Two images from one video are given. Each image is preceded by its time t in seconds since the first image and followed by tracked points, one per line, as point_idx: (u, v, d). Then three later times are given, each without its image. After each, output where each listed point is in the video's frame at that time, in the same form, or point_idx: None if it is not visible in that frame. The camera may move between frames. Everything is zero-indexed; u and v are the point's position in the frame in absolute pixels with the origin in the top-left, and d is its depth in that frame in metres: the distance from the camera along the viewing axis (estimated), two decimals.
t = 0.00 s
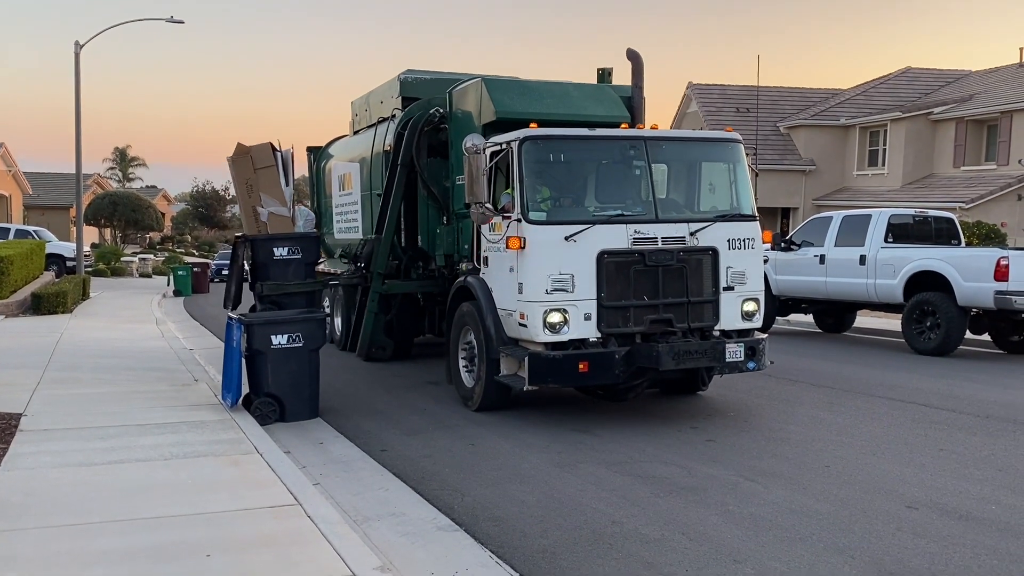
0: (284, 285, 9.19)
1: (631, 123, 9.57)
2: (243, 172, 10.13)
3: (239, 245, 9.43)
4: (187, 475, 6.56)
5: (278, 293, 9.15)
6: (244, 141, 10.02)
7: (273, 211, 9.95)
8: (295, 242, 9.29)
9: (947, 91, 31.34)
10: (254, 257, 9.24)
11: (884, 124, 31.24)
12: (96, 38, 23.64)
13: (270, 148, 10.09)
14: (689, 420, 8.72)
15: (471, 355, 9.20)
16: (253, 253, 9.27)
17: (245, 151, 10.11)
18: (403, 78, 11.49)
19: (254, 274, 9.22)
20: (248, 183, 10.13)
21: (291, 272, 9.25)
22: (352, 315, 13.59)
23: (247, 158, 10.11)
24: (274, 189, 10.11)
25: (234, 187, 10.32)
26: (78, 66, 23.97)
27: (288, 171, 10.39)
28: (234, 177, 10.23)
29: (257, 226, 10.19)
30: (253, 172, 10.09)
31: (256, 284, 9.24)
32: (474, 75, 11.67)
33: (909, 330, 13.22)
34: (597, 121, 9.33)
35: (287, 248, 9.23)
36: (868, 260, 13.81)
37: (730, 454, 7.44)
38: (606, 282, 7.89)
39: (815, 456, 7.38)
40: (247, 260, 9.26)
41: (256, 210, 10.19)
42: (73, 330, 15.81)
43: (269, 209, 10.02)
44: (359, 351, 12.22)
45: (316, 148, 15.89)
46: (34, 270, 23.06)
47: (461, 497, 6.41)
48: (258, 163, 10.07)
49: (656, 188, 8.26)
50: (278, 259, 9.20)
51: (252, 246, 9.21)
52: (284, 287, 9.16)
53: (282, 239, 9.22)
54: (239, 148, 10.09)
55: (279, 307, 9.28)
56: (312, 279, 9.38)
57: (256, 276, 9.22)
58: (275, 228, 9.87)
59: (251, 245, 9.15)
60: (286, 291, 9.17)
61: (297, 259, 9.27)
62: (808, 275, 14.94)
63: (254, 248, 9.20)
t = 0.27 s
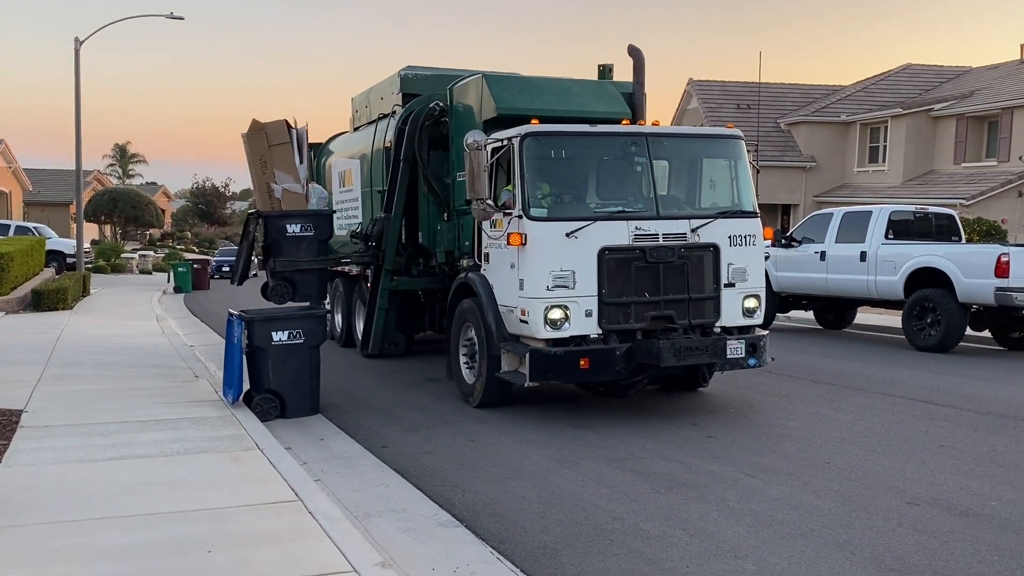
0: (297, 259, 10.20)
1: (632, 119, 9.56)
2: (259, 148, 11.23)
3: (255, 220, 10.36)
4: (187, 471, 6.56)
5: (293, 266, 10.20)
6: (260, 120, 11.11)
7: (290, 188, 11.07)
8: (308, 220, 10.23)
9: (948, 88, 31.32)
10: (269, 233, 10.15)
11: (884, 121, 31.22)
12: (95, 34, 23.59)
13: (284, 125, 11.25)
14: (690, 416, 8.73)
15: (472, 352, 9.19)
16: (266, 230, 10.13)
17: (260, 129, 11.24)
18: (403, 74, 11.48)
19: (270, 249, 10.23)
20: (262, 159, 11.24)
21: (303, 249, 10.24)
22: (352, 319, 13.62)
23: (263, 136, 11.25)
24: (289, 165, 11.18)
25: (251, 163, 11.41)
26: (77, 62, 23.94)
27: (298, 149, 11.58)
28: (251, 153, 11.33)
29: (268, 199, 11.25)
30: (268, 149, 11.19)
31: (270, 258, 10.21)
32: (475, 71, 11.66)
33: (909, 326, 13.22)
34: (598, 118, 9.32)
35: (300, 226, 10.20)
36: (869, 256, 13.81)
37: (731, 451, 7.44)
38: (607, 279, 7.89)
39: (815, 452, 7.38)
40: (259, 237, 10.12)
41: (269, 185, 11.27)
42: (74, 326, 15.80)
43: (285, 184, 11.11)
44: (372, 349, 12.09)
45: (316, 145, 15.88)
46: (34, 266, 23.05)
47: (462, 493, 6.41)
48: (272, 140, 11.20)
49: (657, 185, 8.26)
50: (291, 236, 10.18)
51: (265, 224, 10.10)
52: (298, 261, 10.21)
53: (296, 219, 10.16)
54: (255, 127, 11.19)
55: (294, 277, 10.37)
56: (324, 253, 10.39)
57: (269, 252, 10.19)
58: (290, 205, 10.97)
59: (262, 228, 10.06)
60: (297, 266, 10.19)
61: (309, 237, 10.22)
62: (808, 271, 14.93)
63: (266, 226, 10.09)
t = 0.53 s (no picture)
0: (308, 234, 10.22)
1: (633, 117, 9.55)
2: (273, 123, 11.48)
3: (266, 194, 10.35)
4: (189, 469, 6.57)
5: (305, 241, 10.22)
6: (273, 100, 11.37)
7: (303, 164, 11.48)
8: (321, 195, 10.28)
9: (950, 86, 31.29)
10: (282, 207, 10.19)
11: (886, 119, 31.19)
12: (97, 33, 23.60)
13: (298, 102, 11.42)
14: (691, 415, 8.73)
15: (473, 350, 9.20)
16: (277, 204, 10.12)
17: (274, 104, 11.46)
18: (405, 72, 11.48)
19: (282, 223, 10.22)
20: (277, 134, 11.50)
21: (316, 222, 10.28)
22: (353, 317, 13.65)
23: (276, 110, 11.47)
24: (303, 142, 11.50)
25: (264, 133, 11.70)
26: (79, 60, 23.96)
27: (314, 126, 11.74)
28: (265, 126, 11.59)
29: (283, 172, 11.65)
30: (282, 125, 11.45)
31: (282, 233, 10.23)
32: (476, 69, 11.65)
33: (911, 325, 13.22)
34: (600, 116, 9.31)
35: (314, 200, 10.24)
36: (870, 255, 13.80)
37: (732, 449, 7.45)
38: (608, 277, 7.89)
39: (816, 451, 7.38)
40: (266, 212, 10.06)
41: (282, 159, 11.64)
42: (76, 325, 15.83)
43: (297, 160, 11.49)
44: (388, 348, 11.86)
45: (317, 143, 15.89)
46: (35, 265, 23.09)
47: (463, 491, 6.42)
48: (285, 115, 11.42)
49: (658, 183, 8.25)
50: (303, 212, 10.21)
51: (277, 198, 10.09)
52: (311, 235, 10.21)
53: (308, 192, 10.18)
54: (268, 102, 11.40)
55: (306, 254, 10.38)
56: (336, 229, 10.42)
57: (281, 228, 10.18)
58: (302, 179, 11.42)
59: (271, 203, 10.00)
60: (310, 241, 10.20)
61: (322, 210, 10.26)
62: (810, 270, 14.93)
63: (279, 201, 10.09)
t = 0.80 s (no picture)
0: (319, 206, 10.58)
1: (636, 118, 9.55)
2: (287, 97, 12.62)
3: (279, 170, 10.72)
4: (192, 469, 6.58)
5: (317, 214, 10.57)
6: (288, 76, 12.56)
7: (313, 137, 12.63)
8: (333, 170, 10.67)
9: (952, 87, 31.26)
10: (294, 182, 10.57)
11: (888, 120, 31.16)
12: (100, 33, 23.64)
13: (310, 78, 12.49)
14: (693, 415, 8.73)
15: (476, 350, 9.20)
16: (290, 177, 10.49)
17: (288, 80, 12.62)
18: (407, 72, 11.48)
19: (295, 197, 10.59)
20: (291, 107, 12.67)
21: (328, 196, 10.66)
22: (355, 318, 13.66)
23: (290, 86, 12.59)
24: (314, 116, 12.67)
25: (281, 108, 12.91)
26: (82, 60, 23.99)
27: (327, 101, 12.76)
28: (280, 100, 12.76)
29: (297, 145, 12.99)
30: (295, 99, 12.58)
31: (295, 207, 10.60)
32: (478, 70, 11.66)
33: (913, 325, 13.21)
34: (602, 116, 9.31)
35: (326, 175, 10.64)
36: (872, 255, 13.80)
37: (734, 449, 7.44)
38: (610, 277, 7.89)
39: (818, 452, 7.38)
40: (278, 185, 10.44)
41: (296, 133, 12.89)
42: (78, 324, 15.85)
43: (310, 133, 12.70)
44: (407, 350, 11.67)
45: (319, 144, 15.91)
46: (38, 265, 23.13)
47: (465, 492, 6.42)
48: (298, 90, 12.55)
49: (661, 183, 8.25)
50: (315, 185, 10.61)
51: (290, 171, 10.47)
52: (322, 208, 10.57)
53: (320, 166, 10.59)
54: (283, 77, 12.57)
55: (318, 228, 10.74)
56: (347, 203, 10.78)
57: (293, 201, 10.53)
58: (314, 153, 12.73)
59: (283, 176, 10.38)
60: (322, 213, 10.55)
61: (333, 184, 10.65)
62: (812, 270, 14.93)
63: (292, 174, 10.46)
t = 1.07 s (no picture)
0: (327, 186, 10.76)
1: (638, 120, 9.55)
2: (292, 79, 11.94)
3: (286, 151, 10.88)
4: (194, 471, 6.57)
5: (324, 195, 10.77)
6: (292, 56, 11.91)
7: (320, 118, 11.90)
8: (340, 151, 10.86)
9: (955, 89, 31.23)
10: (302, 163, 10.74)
11: (891, 122, 31.14)
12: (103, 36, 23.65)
13: (316, 58, 11.82)
14: (696, 418, 8.71)
15: (478, 352, 9.19)
16: (297, 159, 10.66)
17: (294, 60, 11.94)
18: (410, 74, 11.48)
19: (303, 177, 10.77)
20: (295, 89, 11.94)
21: (335, 177, 10.86)
22: (358, 319, 13.66)
23: (295, 67, 11.94)
24: (321, 97, 11.91)
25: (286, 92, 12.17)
26: (85, 62, 24.01)
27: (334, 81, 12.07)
28: (285, 82, 12.04)
29: (302, 127, 12.13)
30: (301, 79, 11.90)
31: (302, 188, 10.78)
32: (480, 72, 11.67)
33: (916, 328, 13.18)
34: (604, 118, 9.31)
35: (333, 157, 10.84)
36: (875, 258, 13.77)
37: (737, 452, 7.43)
38: (612, 279, 7.89)
39: (821, 454, 7.36)
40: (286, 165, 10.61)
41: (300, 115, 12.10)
42: (81, 326, 15.85)
43: (316, 115, 11.92)
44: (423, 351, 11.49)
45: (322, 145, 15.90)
46: (40, 267, 23.11)
47: (468, 494, 6.41)
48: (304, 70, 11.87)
49: (663, 186, 8.24)
50: (322, 166, 10.80)
51: (298, 152, 10.64)
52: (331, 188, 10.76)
53: (327, 147, 10.77)
54: (289, 57, 11.92)
55: (326, 208, 10.95)
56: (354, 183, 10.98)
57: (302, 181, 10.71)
58: (322, 135, 11.92)
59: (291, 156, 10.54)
60: (329, 193, 10.75)
61: (340, 165, 10.84)
62: (815, 273, 14.90)
63: (299, 155, 10.63)
